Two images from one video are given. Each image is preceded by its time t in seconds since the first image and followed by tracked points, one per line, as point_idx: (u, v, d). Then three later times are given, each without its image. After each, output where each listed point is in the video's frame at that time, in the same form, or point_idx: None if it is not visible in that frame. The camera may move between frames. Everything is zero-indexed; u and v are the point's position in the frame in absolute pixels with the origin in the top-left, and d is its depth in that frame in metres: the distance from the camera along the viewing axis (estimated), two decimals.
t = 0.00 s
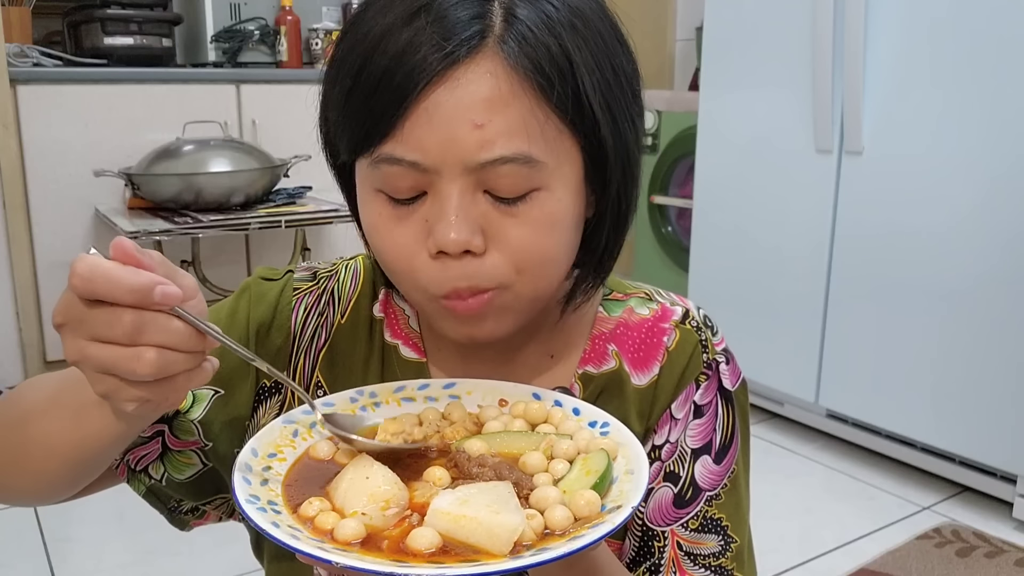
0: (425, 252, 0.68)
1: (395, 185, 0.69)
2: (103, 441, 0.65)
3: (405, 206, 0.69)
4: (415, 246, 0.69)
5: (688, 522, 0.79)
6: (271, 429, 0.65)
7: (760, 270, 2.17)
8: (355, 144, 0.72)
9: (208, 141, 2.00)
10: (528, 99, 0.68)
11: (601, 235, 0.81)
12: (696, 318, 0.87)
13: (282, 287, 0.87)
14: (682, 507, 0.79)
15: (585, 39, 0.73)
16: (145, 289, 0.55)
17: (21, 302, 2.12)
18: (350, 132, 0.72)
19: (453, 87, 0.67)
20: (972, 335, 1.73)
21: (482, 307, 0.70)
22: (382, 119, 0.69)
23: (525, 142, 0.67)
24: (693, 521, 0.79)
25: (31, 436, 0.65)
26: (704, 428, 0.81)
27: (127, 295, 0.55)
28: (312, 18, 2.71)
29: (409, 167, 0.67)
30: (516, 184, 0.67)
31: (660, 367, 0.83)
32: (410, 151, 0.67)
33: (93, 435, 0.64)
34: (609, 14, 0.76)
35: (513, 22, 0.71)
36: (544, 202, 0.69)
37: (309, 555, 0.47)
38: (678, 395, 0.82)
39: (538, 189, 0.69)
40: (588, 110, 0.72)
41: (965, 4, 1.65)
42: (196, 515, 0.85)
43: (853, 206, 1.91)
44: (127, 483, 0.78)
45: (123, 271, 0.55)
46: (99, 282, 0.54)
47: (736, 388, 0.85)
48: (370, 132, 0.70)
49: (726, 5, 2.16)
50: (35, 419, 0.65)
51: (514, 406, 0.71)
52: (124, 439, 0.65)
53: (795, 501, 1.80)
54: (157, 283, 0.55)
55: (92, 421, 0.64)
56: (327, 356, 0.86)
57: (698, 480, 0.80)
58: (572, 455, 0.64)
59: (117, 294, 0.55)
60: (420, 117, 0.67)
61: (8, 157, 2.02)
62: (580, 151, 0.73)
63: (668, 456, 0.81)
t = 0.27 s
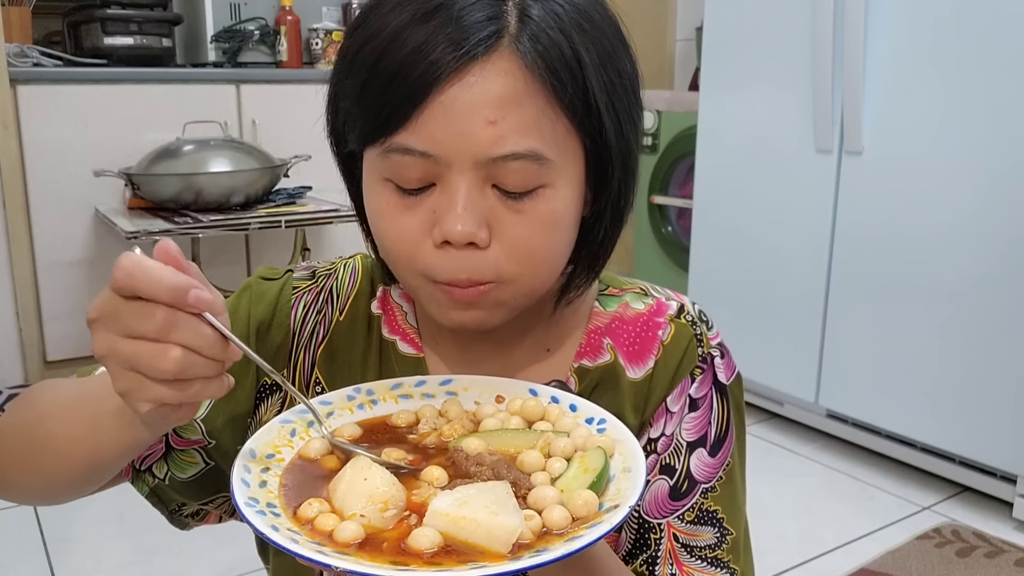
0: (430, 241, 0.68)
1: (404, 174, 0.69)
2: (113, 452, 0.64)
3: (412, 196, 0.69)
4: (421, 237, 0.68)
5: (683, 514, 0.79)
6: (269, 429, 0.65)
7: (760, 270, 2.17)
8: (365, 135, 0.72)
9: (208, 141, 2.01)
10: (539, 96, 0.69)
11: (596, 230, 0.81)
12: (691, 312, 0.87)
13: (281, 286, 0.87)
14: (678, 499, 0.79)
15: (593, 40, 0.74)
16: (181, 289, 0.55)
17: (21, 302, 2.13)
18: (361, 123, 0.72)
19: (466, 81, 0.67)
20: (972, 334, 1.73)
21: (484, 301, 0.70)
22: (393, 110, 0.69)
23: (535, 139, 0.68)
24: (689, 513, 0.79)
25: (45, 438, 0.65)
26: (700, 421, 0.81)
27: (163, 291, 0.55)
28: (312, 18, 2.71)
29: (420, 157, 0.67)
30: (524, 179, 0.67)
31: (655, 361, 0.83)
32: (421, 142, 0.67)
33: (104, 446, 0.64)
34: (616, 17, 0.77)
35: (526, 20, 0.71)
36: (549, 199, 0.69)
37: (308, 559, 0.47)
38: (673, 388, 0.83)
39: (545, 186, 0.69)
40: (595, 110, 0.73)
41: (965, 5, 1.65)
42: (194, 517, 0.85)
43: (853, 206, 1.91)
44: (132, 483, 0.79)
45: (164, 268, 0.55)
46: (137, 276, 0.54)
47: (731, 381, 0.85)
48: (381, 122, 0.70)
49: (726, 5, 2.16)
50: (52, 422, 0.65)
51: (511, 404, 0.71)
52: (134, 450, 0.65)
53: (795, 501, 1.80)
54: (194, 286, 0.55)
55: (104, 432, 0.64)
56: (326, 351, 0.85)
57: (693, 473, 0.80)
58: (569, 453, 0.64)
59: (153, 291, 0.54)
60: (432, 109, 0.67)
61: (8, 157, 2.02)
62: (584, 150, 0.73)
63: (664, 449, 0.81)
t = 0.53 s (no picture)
0: (426, 231, 0.68)
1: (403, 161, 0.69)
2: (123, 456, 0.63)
3: (410, 185, 0.69)
4: (417, 225, 0.69)
5: (684, 514, 0.79)
6: (270, 427, 0.65)
7: (760, 269, 2.17)
8: (366, 123, 0.72)
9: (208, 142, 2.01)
10: (537, 86, 0.69)
11: (595, 227, 0.81)
12: (692, 313, 0.87)
13: (283, 287, 0.86)
14: (679, 499, 0.79)
15: (595, 37, 0.74)
16: (136, 358, 0.56)
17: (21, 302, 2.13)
18: (363, 111, 0.72)
19: (465, 71, 0.68)
20: (972, 334, 1.73)
21: (481, 296, 0.70)
22: (393, 98, 0.69)
23: (532, 128, 0.68)
24: (689, 513, 0.79)
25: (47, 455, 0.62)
26: (700, 422, 0.81)
27: (119, 369, 0.56)
28: (312, 18, 2.71)
29: (417, 144, 0.67)
30: (520, 169, 0.68)
31: (656, 361, 0.83)
32: (419, 129, 0.67)
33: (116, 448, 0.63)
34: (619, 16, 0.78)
35: (527, 15, 0.71)
36: (544, 191, 0.69)
37: (311, 553, 0.47)
38: (674, 388, 0.82)
39: (540, 177, 0.69)
40: (594, 106, 0.73)
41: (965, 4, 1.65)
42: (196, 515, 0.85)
43: (853, 206, 1.91)
44: (134, 483, 0.80)
45: (107, 347, 0.56)
46: (88, 363, 0.56)
47: (732, 382, 0.85)
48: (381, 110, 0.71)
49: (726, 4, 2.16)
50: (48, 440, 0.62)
51: (513, 403, 0.71)
52: (146, 455, 0.64)
53: (794, 501, 1.80)
54: (146, 349, 0.56)
55: (111, 444, 0.62)
56: (328, 349, 0.85)
57: (694, 473, 0.80)
58: (570, 452, 0.63)
59: (109, 370, 0.56)
60: (430, 97, 0.67)
61: (8, 157, 2.02)
62: (583, 144, 0.73)
63: (665, 449, 0.81)
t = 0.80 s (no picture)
0: (422, 222, 0.68)
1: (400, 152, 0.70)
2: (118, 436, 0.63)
3: (406, 176, 0.69)
4: (413, 217, 0.69)
5: (688, 516, 0.79)
6: (273, 425, 0.65)
7: (760, 269, 2.17)
8: (366, 117, 0.74)
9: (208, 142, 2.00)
10: (532, 77, 0.70)
11: (594, 222, 0.81)
12: (694, 313, 0.87)
13: (285, 284, 0.86)
14: (682, 501, 0.79)
15: (594, 31, 0.74)
16: (157, 285, 0.53)
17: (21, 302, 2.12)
18: (362, 104, 0.73)
19: (460, 62, 0.68)
20: (972, 334, 1.73)
21: (477, 288, 0.70)
22: (390, 90, 0.70)
23: (526, 116, 0.69)
24: (693, 515, 0.79)
25: (41, 437, 0.63)
26: (703, 422, 0.81)
27: (138, 296, 0.53)
28: (312, 18, 2.71)
29: (411, 134, 0.68)
30: (517, 156, 0.68)
31: (660, 362, 0.83)
32: (414, 119, 0.68)
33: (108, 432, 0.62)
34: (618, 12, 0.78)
35: (523, 7, 0.72)
36: (538, 179, 0.69)
37: (306, 549, 0.47)
38: (677, 389, 0.82)
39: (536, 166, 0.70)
40: (590, 97, 0.73)
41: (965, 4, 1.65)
42: (198, 508, 0.85)
43: (853, 206, 1.91)
44: (132, 480, 0.79)
45: (127, 274, 0.53)
46: (105, 290, 0.52)
47: (735, 382, 0.85)
48: (379, 103, 0.71)
49: (726, 4, 2.16)
50: (42, 419, 0.63)
51: (513, 401, 0.71)
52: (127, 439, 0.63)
53: (795, 501, 1.80)
54: (166, 276, 0.54)
55: (96, 426, 0.62)
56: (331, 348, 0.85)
57: (698, 474, 0.80)
58: (569, 449, 0.63)
59: (129, 298, 0.53)
60: (426, 88, 0.68)
61: (8, 157, 2.02)
62: (581, 137, 0.74)
63: (668, 451, 0.81)
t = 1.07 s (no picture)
0: (421, 212, 0.68)
1: (402, 138, 0.70)
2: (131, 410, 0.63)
3: (407, 164, 0.70)
4: (413, 207, 0.68)
5: (689, 521, 0.79)
6: (273, 427, 0.65)
7: (760, 269, 2.17)
8: (368, 109, 0.74)
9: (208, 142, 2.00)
10: (533, 63, 0.70)
11: (596, 220, 0.81)
12: (695, 316, 0.87)
13: (285, 283, 0.87)
14: (684, 506, 0.79)
15: (596, 25, 0.75)
16: (194, 248, 0.55)
17: (21, 302, 2.12)
18: (365, 95, 0.74)
19: (462, 48, 0.69)
20: (972, 334, 1.73)
21: (475, 283, 0.69)
22: (392, 78, 0.71)
23: (527, 100, 0.69)
24: (695, 520, 0.79)
25: (42, 416, 0.63)
26: (705, 427, 0.81)
27: (177, 261, 0.55)
28: (312, 18, 2.71)
29: (412, 117, 0.68)
30: (519, 134, 0.69)
31: (661, 366, 0.83)
32: (415, 104, 0.69)
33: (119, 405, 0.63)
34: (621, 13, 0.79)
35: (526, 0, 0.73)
36: (541, 166, 0.70)
37: (303, 552, 0.47)
38: (679, 393, 0.82)
39: (537, 151, 0.70)
40: (593, 88, 0.73)
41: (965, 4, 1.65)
42: (196, 500, 0.84)
43: (853, 206, 1.91)
44: (127, 477, 0.78)
45: (164, 239, 0.55)
46: (146, 256, 0.54)
47: (736, 385, 0.85)
48: (381, 92, 0.72)
49: (726, 4, 2.16)
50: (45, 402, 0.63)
51: (514, 405, 0.71)
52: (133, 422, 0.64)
53: (795, 501, 1.80)
54: (202, 238, 0.56)
55: (104, 408, 0.62)
56: (330, 349, 0.85)
57: (700, 478, 0.79)
58: (569, 453, 0.63)
59: (169, 263, 0.55)
60: (427, 74, 0.69)
61: (8, 157, 2.02)
62: (583, 128, 0.74)
63: (670, 455, 0.80)
